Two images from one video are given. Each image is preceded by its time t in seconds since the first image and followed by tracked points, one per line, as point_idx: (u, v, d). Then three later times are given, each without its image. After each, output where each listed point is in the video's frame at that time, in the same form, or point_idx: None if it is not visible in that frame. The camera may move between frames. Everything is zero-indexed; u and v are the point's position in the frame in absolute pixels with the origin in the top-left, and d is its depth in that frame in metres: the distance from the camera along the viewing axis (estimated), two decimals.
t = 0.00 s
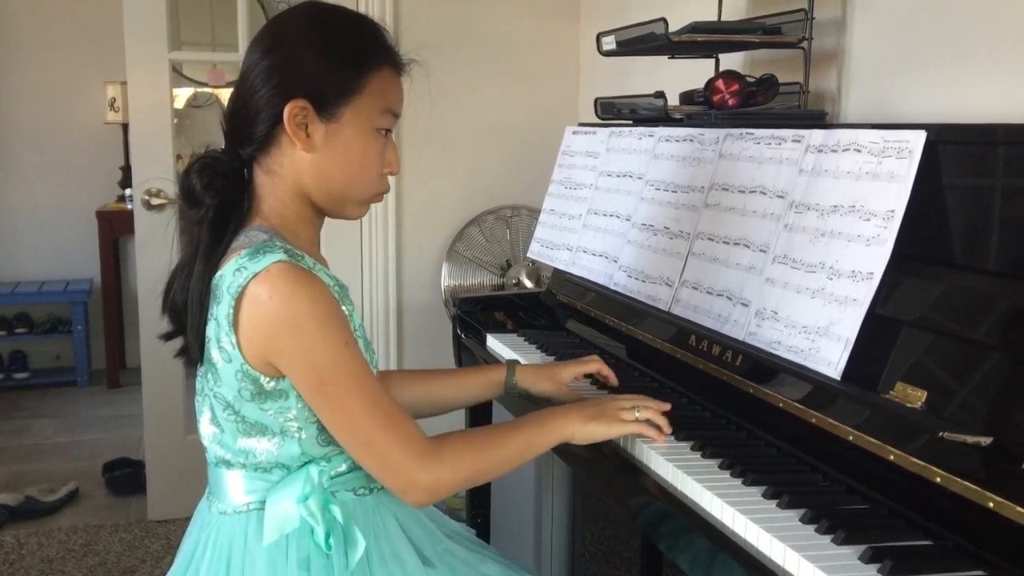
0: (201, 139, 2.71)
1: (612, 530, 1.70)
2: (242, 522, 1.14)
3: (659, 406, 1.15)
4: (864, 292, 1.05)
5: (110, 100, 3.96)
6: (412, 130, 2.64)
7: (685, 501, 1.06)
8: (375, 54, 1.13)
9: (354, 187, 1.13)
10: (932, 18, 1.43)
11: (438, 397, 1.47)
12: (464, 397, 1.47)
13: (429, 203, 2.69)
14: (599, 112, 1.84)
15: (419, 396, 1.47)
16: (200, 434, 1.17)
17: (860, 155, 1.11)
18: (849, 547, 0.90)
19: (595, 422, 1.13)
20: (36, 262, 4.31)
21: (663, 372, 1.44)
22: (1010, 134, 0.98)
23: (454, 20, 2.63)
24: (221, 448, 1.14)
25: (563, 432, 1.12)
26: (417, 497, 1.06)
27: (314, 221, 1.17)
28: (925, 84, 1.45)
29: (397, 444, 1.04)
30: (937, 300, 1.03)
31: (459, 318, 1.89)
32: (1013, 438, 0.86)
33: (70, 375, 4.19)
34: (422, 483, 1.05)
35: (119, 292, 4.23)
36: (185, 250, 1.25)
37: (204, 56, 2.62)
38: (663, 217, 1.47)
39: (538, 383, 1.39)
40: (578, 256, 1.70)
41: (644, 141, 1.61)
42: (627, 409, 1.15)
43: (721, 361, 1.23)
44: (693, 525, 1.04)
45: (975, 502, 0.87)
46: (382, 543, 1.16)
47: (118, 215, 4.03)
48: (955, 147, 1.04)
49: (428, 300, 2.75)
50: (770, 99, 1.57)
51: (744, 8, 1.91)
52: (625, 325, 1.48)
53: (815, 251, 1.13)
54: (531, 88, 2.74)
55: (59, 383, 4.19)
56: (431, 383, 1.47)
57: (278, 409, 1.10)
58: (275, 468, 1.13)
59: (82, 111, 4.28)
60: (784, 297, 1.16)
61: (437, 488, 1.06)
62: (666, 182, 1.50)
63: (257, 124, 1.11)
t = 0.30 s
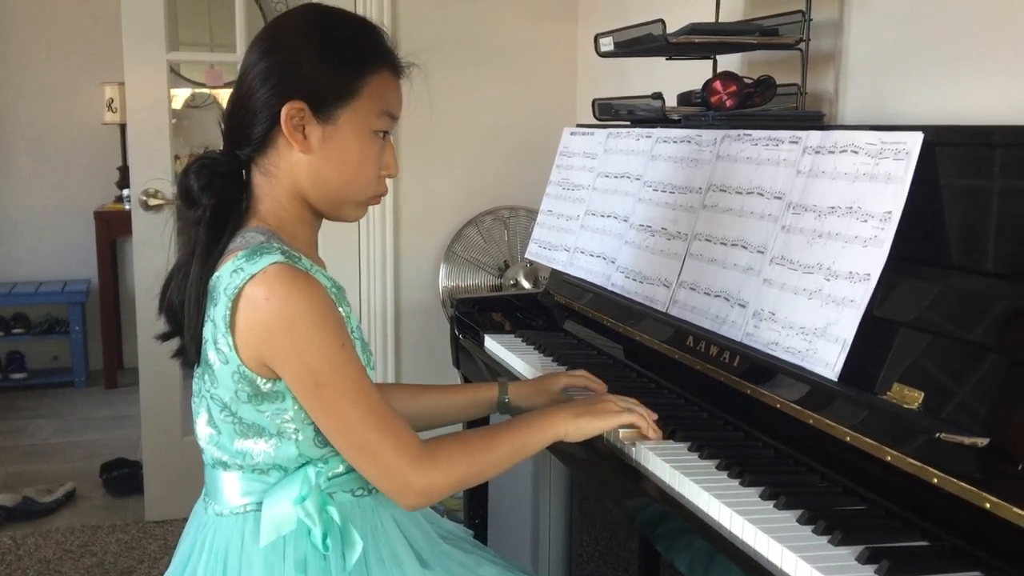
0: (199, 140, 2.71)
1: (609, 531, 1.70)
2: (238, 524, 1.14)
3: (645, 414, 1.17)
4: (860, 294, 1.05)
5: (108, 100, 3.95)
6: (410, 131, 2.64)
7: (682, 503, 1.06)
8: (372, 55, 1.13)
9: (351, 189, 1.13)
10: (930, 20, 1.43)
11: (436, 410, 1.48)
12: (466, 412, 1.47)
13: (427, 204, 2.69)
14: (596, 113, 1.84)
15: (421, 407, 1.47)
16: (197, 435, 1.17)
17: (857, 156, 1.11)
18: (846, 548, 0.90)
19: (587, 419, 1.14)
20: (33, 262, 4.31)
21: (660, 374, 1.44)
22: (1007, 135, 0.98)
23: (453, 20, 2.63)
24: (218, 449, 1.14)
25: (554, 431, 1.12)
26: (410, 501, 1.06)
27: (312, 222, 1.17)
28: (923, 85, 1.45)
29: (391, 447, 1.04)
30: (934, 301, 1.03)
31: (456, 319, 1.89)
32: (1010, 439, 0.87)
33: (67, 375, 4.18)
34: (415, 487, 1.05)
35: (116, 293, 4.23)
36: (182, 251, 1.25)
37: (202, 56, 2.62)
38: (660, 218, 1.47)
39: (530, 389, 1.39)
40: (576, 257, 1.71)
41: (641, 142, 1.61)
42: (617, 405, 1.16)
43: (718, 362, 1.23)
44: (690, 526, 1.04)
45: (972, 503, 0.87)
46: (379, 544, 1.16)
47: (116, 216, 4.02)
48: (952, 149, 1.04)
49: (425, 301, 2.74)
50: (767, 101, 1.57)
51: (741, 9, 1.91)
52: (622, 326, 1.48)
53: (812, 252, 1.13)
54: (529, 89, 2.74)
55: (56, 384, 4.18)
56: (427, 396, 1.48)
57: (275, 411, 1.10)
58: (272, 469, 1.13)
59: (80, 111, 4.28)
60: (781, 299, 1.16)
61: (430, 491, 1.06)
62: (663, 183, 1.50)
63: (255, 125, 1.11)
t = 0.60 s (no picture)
0: (197, 139, 2.71)
1: (607, 531, 1.70)
2: (236, 521, 1.14)
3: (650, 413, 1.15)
4: (859, 292, 1.05)
5: (106, 100, 3.94)
6: (408, 130, 2.64)
7: (681, 501, 1.06)
8: (369, 54, 1.13)
9: (347, 187, 1.12)
10: (929, 19, 1.43)
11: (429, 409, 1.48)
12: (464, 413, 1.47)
13: (425, 203, 2.69)
14: (595, 112, 1.84)
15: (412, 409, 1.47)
16: (195, 432, 1.17)
17: (856, 155, 1.11)
18: (844, 547, 0.90)
19: (582, 429, 1.12)
20: (31, 262, 4.30)
21: (659, 373, 1.44)
22: (1006, 134, 0.98)
23: (451, 20, 2.63)
24: (216, 447, 1.14)
25: (547, 439, 1.11)
26: (400, 502, 1.06)
27: (309, 221, 1.17)
28: (922, 85, 1.45)
29: (385, 448, 1.04)
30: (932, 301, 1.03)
31: (455, 318, 1.88)
32: (1008, 438, 0.87)
33: (65, 375, 4.18)
34: (406, 488, 1.05)
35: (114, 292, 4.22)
36: (179, 249, 1.24)
37: (200, 55, 2.62)
38: (659, 217, 1.47)
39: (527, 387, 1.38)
40: (574, 256, 1.70)
41: (640, 142, 1.61)
42: (616, 412, 1.14)
43: (717, 361, 1.23)
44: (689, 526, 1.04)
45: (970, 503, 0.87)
46: (378, 541, 1.16)
47: (114, 216, 4.02)
48: (951, 148, 1.04)
49: (423, 301, 2.74)
50: (766, 100, 1.56)
51: (740, 8, 1.91)
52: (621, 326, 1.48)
53: (811, 251, 1.13)
54: (528, 89, 2.74)
55: (54, 383, 4.18)
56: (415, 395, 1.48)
57: (273, 408, 1.10)
58: (270, 466, 1.13)
59: (78, 111, 4.27)
60: (779, 298, 1.16)
61: (422, 493, 1.06)
62: (662, 182, 1.50)
63: (251, 124, 1.11)
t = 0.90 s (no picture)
0: (196, 142, 2.71)
1: (605, 533, 1.69)
2: (236, 523, 1.14)
3: (649, 414, 1.14)
4: (858, 295, 1.05)
5: (104, 102, 3.94)
6: (407, 133, 2.64)
7: (680, 504, 1.06)
8: (367, 57, 1.13)
9: (344, 190, 1.12)
10: (927, 22, 1.43)
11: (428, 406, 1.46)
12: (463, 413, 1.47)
13: (424, 205, 2.69)
14: (593, 115, 1.84)
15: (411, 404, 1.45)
16: (194, 435, 1.17)
17: (855, 158, 1.11)
18: (844, 550, 0.90)
19: (586, 426, 1.11)
20: (29, 264, 4.30)
21: (658, 376, 1.44)
22: (1004, 137, 0.98)
23: (450, 22, 2.63)
24: (216, 449, 1.14)
25: (551, 434, 1.11)
26: (402, 501, 1.06)
27: (307, 224, 1.17)
28: (920, 87, 1.45)
29: (385, 449, 1.04)
30: (931, 303, 1.03)
31: (454, 320, 1.89)
32: (1007, 441, 0.87)
33: (63, 377, 4.17)
34: (407, 487, 1.05)
35: (112, 294, 4.22)
36: (178, 252, 1.24)
37: (199, 58, 2.62)
38: (658, 220, 1.47)
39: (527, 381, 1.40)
40: (573, 258, 1.70)
41: (639, 144, 1.61)
42: (617, 414, 1.14)
43: (716, 363, 1.23)
44: (688, 528, 1.04)
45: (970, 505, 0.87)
46: (378, 544, 1.16)
47: (113, 217, 4.02)
48: (949, 151, 1.04)
49: (422, 303, 2.74)
50: (764, 103, 1.58)
51: (739, 11, 1.91)
52: (619, 328, 1.49)
53: (810, 253, 1.13)
54: (526, 91, 2.74)
55: (52, 386, 4.17)
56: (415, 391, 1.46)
57: (273, 410, 1.09)
58: (270, 468, 1.13)
59: (77, 113, 4.27)
60: (779, 300, 1.16)
61: (423, 492, 1.06)
62: (661, 184, 1.50)
63: (249, 126, 1.11)
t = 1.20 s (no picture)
0: (189, 149, 2.71)
1: (598, 541, 1.69)
2: (227, 533, 1.14)
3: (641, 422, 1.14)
4: (848, 304, 1.05)
5: (97, 109, 3.94)
6: (400, 140, 2.65)
7: (672, 512, 1.06)
8: (359, 67, 1.13)
9: (336, 199, 1.12)
10: (917, 31, 1.44)
11: (417, 418, 1.47)
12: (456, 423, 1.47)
13: (417, 213, 2.69)
14: (586, 123, 1.85)
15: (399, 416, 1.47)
16: (185, 445, 1.17)
17: (845, 167, 1.11)
18: (835, 558, 0.90)
19: (577, 436, 1.12)
20: (21, 272, 4.29)
21: (650, 384, 1.44)
22: (993, 147, 0.99)
23: (443, 30, 2.64)
24: (206, 459, 1.14)
25: (540, 443, 1.11)
26: (392, 511, 1.06)
27: (300, 233, 1.17)
28: (910, 96, 1.46)
29: (376, 458, 1.04)
30: (921, 311, 1.04)
31: (447, 328, 1.89)
32: (998, 448, 0.87)
33: (55, 385, 4.16)
34: (398, 497, 1.05)
35: (105, 302, 4.21)
36: (169, 261, 1.24)
37: (191, 65, 2.62)
38: (650, 228, 1.48)
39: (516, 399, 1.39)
40: (565, 266, 1.71)
41: (631, 153, 1.61)
42: (608, 423, 1.13)
43: (708, 371, 1.24)
44: (680, 536, 1.04)
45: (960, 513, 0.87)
46: (368, 554, 1.16)
47: (105, 225, 4.01)
48: (939, 160, 1.05)
49: (415, 310, 2.74)
50: (756, 112, 1.58)
51: (730, 19, 1.93)
52: (611, 335, 1.50)
53: (801, 262, 1.14)
54: (519, 98, 2.75)
55: (44, 394, 4.16)
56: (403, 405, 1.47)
57: (263, 420, 1.09)
58: (260, 479, 1.13)
59: (69, 121, 4.26)
60: (770, 308, 1.16)
61: (414, 501, 1.06)
62: (653, 193, 1.51)
63: (242, 136, 1.11)
